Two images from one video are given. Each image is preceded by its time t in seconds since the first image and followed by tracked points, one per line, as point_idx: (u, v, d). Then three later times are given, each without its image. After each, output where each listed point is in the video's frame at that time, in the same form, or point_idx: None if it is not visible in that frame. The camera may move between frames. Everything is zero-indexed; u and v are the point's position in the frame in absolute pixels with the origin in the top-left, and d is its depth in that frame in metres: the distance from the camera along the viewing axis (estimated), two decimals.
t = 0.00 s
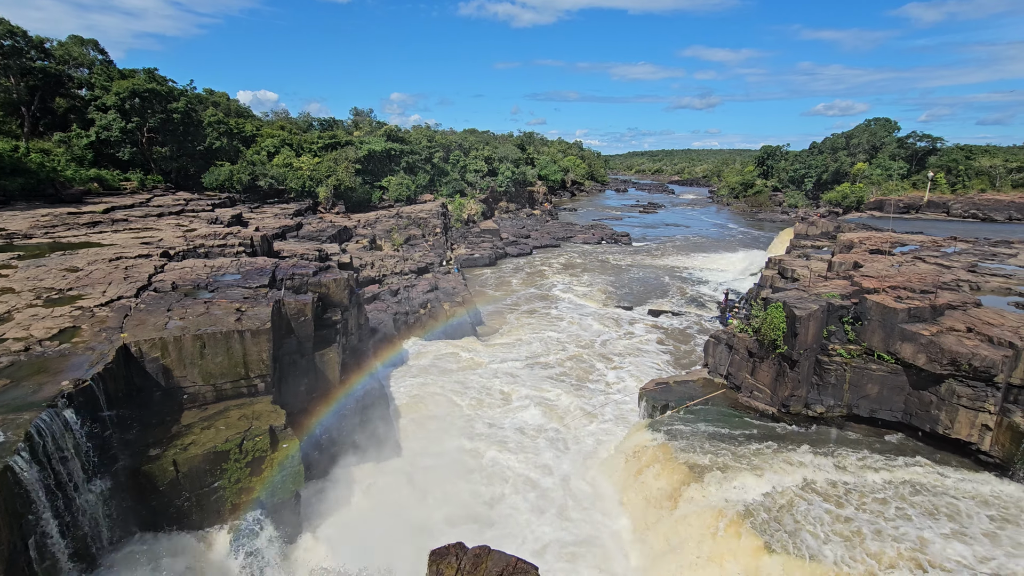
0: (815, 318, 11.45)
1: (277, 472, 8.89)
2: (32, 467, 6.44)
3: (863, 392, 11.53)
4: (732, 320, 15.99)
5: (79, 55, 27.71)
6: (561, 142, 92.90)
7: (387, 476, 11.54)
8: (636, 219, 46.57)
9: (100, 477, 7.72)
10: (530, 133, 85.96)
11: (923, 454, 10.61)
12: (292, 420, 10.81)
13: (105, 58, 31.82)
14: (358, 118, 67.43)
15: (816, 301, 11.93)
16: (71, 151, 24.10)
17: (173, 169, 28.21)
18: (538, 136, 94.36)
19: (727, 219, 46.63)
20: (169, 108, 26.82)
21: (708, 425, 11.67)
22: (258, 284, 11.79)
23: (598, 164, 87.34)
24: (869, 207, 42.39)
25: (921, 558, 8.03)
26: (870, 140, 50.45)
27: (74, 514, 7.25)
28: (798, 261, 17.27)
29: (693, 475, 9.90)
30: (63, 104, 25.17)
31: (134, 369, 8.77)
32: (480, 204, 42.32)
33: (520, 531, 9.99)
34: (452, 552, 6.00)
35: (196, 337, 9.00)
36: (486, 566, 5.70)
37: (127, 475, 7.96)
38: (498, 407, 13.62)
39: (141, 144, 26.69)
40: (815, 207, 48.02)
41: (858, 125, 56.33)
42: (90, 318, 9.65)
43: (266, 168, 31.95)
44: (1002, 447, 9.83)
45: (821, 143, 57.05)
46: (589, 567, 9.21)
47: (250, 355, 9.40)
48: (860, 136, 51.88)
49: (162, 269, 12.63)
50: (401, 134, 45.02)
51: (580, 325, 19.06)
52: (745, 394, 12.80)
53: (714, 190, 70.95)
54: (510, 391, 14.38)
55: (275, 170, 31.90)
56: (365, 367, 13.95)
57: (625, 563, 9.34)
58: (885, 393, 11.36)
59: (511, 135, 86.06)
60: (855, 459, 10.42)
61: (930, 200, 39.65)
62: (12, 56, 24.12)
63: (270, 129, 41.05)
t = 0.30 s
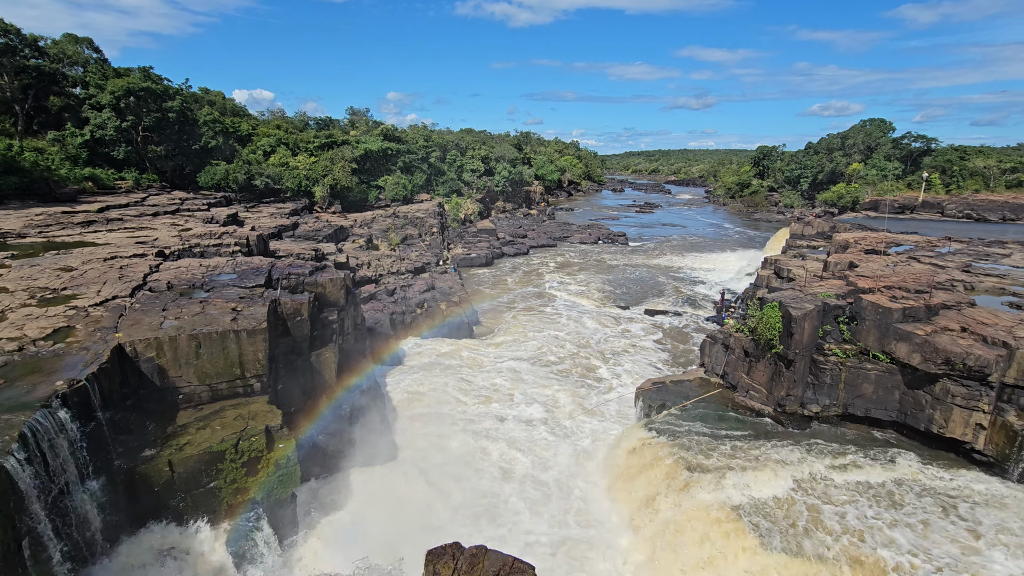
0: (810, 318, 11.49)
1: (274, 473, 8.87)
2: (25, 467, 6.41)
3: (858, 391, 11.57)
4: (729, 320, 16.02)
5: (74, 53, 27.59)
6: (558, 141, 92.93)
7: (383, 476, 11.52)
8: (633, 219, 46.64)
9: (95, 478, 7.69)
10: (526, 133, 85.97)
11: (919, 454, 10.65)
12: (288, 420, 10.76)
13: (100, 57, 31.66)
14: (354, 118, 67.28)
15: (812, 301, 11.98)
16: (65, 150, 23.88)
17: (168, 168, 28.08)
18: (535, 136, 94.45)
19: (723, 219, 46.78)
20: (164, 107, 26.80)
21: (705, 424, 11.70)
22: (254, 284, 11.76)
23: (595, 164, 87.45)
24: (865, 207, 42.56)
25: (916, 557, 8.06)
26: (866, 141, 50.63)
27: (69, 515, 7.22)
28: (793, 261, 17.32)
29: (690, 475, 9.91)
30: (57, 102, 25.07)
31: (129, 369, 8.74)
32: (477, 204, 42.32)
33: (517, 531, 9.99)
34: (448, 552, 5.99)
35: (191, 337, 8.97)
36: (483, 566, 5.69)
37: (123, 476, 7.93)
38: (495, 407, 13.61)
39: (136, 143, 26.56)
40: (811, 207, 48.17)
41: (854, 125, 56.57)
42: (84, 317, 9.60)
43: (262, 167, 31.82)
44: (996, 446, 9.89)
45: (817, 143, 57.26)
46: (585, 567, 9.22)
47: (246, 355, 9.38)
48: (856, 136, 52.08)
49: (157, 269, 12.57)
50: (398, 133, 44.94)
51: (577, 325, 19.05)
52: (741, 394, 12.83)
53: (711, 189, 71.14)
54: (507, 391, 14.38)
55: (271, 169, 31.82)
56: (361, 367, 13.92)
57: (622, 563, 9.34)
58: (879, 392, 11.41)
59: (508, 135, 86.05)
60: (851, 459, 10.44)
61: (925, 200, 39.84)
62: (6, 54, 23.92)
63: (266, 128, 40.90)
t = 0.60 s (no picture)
0: (806, 317, 11.54)
1: (269, 473, 8.85)
2: (19, 468, 6.37)
3: (853, 391, 11.61)
4: (725, 319, 16.07)
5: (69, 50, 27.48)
6: (555, 141, 92.95)
7: (379, 476, 11.50)
8: (630, 218, 46.70)
9: (89, 478, 7.65)
10: (523, 133, 85.98)
11: (914, 454, 10.70)
12: (284, 420, 10.74)
13: (94, 54, 31.48)
14: (351, 117, 67.14)
15: (807, 301, 12.02)
16: (60, 148, 23.55)
17: (163, 166, 27.95)
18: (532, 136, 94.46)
19: (720, 219, 46.88)
20: (159, 105, 26.98)
21: (701, 424, 11.73)
22: (250, 283, 11.72)
23: (591, 163, 87.50)
24: (860, 207, 42.74)
25: (911, 555, 8.10)
26: (861, 141, 50.81)
27: (64, 515, 7.18)
28: (789, 261, 17.38)
29: (685, 475, 9.93)
30: (52, 100, 24.92)
31: (124, 368, 8.70)
32: (474, 203, 42.30)
33: (514, 530, 9.99)
34: (445, 552, 5.97)
35: (187, 336, 8.94)
36: (479, 566, 5.68)
37: (117, 476, 7.89)
38: (492, 406, 13.62)
39: (131, 142, 26.41)
40: (807, 207, 48.33)
41: (850, 126, 56.79)
42: (79, 317, 9.55)
43: (258, 166, 31.74)
44: (989, 445, 9.94)
45: (813, 143, 57.48)
46: (582, 566, 9.24)
47: (242, 355, 9.35)
48: (852, 137, 52.27)
49: (152, 268, 12.52)
50: (395, 132, 44.84)
51: (574, 325, 19.06)
52: (737, 394, 12.87)
53: (707, 189, 71.29)
54: (504, 390, 14.37)
55: (267, 168, 31.72)
56: (358, 366, 13.90)
57: (618, 562, 9.35)
58: (874, 392, 11.45)
59: (504, 135, 86.04)
60: (846, 458, 10.49)
61: (920, 201, 40.03)
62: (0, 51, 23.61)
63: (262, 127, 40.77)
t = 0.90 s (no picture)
0: (801, 317, 11.58)
1: (265, 472, 8.82)
2: (12, 467, 6.33)
3: (848, 391, 11.67)
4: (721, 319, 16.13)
5: (63, 48, 27.35)
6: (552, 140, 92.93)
7: (375, 476, 11.47)
8: (626, 218, 46.79)
9: (83, 478, 7.61)
10: (520, 133, 85.97)
11: (908, 453, 10.75)
12: (279, 419, 10.70)
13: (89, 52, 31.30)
14: (348, 116, 67.03)
15: (803, 301, 12.06)
16: (54, 146, 23.33)
17: (159, 165, 27.82)
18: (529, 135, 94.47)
19: (716, 219, 47.02)
20: (154, 103, 26.83)
21: (696, 423, 11.76)
22: (245, 282, 11.68)
23: (588, 163, 87.58)
24: (855, 207, 42.91)
25: (906, 554, 8.13)
26: (857, 142, 50.96)
27: (58, 515, 7.15)
28: (785, 261, 17.43)
29: (681, 474, 9.95)
30: (46, 98, 24.68)
31: (118, 367, 8.66)
32: (470, 202, 42.27)
33: (510, 530, 10.00)
34: (440, 551, 5.96)
35: (182, 335, 8.89)
36: (475, 565, 5.66)
37: (112, 476, 7.86)
38: (488, 406, 13.61)
39: (126, 140, 26.26)
40: (803, 207, 48.50)
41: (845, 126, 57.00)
42: (73, 316, 9.49)
43: (254, 164, 31.80)
44: (983, 445, 10.02)
45: (809, 143, 57.69)
46: (578, 565, 9.24)
47: (237, 354, 9.31)
48: (847, 137, 52.41)
49: (146, 267, 12.47)
50: (391, 131, 44.76)
51: (570, 325, 19.07)
52: (733, 393, 12.90)
53: (703, 189, 71.46)
54: (501, 390, 14.36)
55: (263, 167, 31.63)
56: (354, 366, 13.87)
57: (615, 561, 9.36)
58: (869, 391, 11.51)
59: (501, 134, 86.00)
60: (841, 458, 10.52)
61: (914, 201, 40.24)
62: None
63: (257, 126, 40.62)
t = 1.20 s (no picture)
0: (796, 317, 11.63)
1: (261, 471, 8.81)
2: (3, 468, 6.27)
3: (843, 390, 11.73)
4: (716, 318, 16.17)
5: (56, 46, 27.17)
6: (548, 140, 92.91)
7: (371, 475, 11.46)
8: (623, 217, 46.84)
9: (77, 478, 7.55)
10: (517, 132, 85.92)
11: (902, 451, 10.83)
12: (275, 419, 10.67)
13: (82, 50, 31.06)
14: (344, 115, 66.90)
15: (798, 301, 12.11)
16: (47, 145, 23.05)
17: (153, 164, 27.67)
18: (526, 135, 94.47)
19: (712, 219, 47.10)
20: (149, 102, 26.70)
21: (692, 422, 11.79)
22: (240, 282, 11.63)
23: (585, 163, 87.60)
24: (850, 207, 43.08)
25: (901, 551, 8.18)
26: (852, 142, 51.12)
27: (52, 515, 7.09)
28: (781, 261, 17.49)
29: (677, 473, 9.98)
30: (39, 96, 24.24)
31: (112, 367, 8.61)
32: (467, 202, 42.23)
33: (506, 528, 10.00)
34: (437, 551, 5.97)
35: (177, 335, 8.86)
36: (471, 565, 5.67)
37: (106, 476, 7.80)
38: (485, 405, 13.62)
39: (121, 138, 26.07)
40: (798, 207, 48.66)
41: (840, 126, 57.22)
42: (67, 315, 9.44)
43: (249, 163, 31.50)
44: (976, 443, 10.10)
45: (804, 143, 57.90)
46: (573, 564, 9.26)
47: (233, 353, 9.29)
48: (842, 137, 52.57)
49: (141, 266, 12.40)
50: (387, 131, 44.64)
51: (566, 324, 19.07)
52: (729, 392, 12.95)
53: (700, 189, 71.62)
54: (497, 390, 14.34)
55: (258, 166, 31.54)
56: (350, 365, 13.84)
57: (611, 560, 9.38)
58: (864, 390, 11.57)
59: (497, 134, 85.92)
60: (836, 456, 10.57)
61: (909, 201, 40.42)
62: None
63: (253, 125, 40.46)
